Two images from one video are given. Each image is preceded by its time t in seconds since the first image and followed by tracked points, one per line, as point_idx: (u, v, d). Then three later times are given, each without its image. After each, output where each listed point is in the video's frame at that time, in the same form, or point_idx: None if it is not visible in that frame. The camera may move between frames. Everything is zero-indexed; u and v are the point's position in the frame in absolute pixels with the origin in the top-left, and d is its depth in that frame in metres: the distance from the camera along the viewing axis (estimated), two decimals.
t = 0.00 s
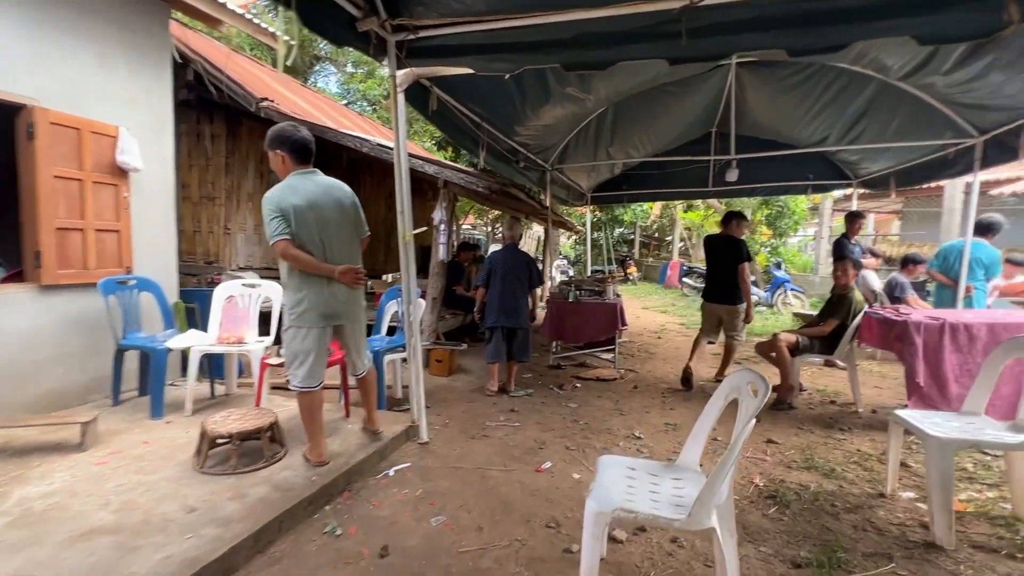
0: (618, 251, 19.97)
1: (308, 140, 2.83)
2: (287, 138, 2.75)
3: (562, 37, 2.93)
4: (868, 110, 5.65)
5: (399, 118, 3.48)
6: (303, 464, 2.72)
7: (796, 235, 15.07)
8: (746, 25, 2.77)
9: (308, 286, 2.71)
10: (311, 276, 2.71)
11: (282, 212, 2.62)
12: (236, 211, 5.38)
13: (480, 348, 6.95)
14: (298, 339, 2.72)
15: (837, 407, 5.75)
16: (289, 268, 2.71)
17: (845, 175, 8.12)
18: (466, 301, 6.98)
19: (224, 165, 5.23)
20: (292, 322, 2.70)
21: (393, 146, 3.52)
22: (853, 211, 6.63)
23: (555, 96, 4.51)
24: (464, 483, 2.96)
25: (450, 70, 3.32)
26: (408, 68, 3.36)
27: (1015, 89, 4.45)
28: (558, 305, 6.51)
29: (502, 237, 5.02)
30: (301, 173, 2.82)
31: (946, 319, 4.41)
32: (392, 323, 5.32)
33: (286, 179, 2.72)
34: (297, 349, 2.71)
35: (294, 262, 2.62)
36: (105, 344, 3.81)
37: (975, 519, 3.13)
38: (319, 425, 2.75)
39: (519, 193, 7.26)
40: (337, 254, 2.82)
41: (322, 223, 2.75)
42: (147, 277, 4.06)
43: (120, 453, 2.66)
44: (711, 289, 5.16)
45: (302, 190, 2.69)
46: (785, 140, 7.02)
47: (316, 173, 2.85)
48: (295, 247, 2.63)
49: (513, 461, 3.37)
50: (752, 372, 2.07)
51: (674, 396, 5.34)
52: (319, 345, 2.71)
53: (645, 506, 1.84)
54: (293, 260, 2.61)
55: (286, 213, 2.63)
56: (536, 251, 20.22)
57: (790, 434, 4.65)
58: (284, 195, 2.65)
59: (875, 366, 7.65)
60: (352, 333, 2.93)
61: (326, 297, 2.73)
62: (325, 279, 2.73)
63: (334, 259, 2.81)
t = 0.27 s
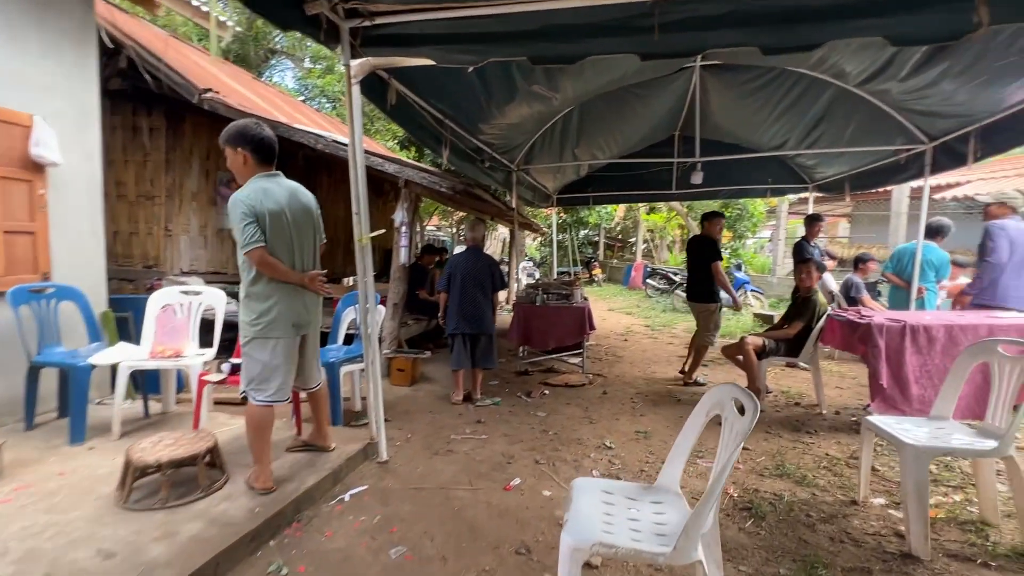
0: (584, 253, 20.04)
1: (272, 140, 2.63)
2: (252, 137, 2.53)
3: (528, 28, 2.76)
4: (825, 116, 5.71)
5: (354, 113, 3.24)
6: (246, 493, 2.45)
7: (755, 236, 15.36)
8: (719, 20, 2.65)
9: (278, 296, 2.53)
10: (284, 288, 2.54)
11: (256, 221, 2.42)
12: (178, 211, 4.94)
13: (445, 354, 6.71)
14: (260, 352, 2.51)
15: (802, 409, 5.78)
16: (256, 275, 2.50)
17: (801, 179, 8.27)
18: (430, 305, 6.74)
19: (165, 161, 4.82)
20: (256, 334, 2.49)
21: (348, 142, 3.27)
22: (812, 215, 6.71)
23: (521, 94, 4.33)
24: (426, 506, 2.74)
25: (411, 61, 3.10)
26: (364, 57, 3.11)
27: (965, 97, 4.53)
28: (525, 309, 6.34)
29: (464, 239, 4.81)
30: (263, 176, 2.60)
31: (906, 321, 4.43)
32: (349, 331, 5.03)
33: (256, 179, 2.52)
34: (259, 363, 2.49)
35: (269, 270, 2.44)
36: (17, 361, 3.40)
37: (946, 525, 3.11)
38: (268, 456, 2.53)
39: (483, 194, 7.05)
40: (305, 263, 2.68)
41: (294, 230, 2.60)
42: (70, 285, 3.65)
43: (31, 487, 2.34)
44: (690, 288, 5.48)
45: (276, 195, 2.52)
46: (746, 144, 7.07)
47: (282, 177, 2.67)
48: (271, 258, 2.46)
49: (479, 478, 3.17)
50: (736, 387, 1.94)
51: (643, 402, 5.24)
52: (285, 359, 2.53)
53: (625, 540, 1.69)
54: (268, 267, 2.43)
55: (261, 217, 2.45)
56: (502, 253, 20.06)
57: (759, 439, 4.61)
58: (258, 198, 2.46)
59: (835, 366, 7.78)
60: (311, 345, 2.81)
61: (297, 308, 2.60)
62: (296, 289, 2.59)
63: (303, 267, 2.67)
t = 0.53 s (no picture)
0: (553, 252, 20.02)
1: (255, 139, 2.72)
2: (238, 134, 2.62)
3: (497, 16, 2.63)
4: (789, 117, 5.76)
5: (314, 102, 3.05)
6: (192, 514, 2.26)
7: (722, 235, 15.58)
8: (694, 12, 2.57)
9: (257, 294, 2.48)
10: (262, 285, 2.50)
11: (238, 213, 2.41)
12: (122, 207, 4.63)
13: (413, 357, 6.52)
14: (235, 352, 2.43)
15: (770, 406, 5.83)
16: (234, 272, 2.44)
17: (766, 180, 8.38)
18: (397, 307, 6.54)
19: (108, 153, 4.48)
20: (232, 333, 2.41)
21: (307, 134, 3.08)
22: (777, 215, 6.77)
23: (491, 88, 4.19)
24: (391, 520, 2.59)
25: (373, 49, 2.93)
26: (323, 43, 2.92)
27: (923, 100, 4.61)
28: (496, 310, 6.20)
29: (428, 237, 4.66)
30: (244, 173, 2.67)
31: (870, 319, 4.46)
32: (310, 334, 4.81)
33: (239, 176, 2.52)
34: (235, 363, 2.42)
35: (252, 267, 2.40)
36: None
37: (914, 522, 3.12)
38: (235, 457, 2.41)
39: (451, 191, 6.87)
40: (282, 263, 2.65)
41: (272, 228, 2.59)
42: None
43: None
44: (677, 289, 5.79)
45: (258, 191, 2.53)
46: (713, 144, 7.11)
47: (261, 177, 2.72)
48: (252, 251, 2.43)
49: (447, 488, 3.02)
50: (717, 392, 1.85)
51: (615, 402, 5.17)
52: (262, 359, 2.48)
53: (605, 560, 1.59)
54: (252, 263, 2.39)
55: (245, 212, 2.43)
56: (472, 253, 19.92)
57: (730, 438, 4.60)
58: (242, 193, 2.44)
59: (801, 363, 7.90)
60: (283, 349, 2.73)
61: (276, 307, 2.55)
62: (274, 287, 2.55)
63: (279, 267, 2.64)
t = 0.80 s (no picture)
0: (526, 251, 19.94)
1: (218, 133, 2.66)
2: (202, 127, 2.56)
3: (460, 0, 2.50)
4: (756, 118, 5.79)
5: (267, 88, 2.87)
6: (127, 537, 2.07)
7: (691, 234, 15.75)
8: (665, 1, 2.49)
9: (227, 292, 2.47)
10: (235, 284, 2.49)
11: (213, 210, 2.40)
12: (63, 202, 4.31)
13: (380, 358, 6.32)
14: (205, 352, 2.41)
15: (740, 403, 5.85)
16: (205, 269, 2.41)
17: (733, 180, 8.45)
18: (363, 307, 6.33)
19: (44, 143, 4.15)
20: (206, 332, 2.39)
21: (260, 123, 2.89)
22: (744, 214, 6.82)
23: (458, 81, 4.06)
24: (350, 533, 2.45)
25: (330, 33, 2.75)
26: (277, 25, 2.72)
27: (885, 100, 4.67)
28: (466, 309, 6.05)
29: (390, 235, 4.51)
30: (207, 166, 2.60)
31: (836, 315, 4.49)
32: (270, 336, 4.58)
33: (209, 171, 2.49)
34: (204, 363, 2.40)
35: (228, 264, 2.40)
36: None
37: (884, 518, 3.11)
38: (203, 455, 2.45)
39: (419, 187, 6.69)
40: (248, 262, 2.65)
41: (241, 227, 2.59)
42: None
43: None
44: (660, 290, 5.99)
45: (229, 188, 2.53)
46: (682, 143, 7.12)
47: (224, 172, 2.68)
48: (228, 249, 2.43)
49: (412, 497, 2.88)
50: (693, 392, 1.77)
51: (587, 403, 5.10)
52: (232, 359, 2.47)
53: None
54: (228, 260, 2.39)
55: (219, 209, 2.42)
56: (444, 252, 19.70)
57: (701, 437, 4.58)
58: (216, 189, 2.43)
59: (769, 360, 7.99)
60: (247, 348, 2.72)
61: (246, 307, 2.55)
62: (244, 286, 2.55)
63: (245, 265, 2.62)
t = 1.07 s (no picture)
0: (498, 255, 19.75)
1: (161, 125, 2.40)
2: (143, 117, 2.30)
3: None
4: (726, 121, 5.75)
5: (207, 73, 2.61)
6: None
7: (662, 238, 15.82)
8: None
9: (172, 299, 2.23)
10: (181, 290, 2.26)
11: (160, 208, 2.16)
12: None
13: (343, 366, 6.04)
14: (148, 365, 2.17)
15: (713, 408, 5.77)
16: (149, 272, 2.17)
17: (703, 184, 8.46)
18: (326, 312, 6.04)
19: None
20: (149, 343, 2.15)
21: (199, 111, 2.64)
22: (714, 217, 6.77)
23: (423, 75, 3.86)
24: (299, 564, 2.22)
25: (278, 14, 2.53)
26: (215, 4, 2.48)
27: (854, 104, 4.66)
28: (434, 314, 5.83)
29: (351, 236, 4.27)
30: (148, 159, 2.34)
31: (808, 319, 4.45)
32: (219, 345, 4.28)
33: (155, 166, 2.25)
34: (148, 377, 2.16)
35: (177, 268, 2.17)
36: None
37: (861, 528, 3.03)
38: (145, 476, 2.22)
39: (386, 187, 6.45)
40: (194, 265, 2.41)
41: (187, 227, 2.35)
42: None
43: None
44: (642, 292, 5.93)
45: (176, 185, 2.29)
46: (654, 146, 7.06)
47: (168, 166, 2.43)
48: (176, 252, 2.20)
49: (369, 519, 2.67)
50: (669, 407, 1.62)
51: (558, 410, 4.94)
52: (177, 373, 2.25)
53: None
54: (177, 264, 2.17)
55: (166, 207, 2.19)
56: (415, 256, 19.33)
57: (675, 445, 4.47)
58: (164, 185, 2.20)
59: (740, 363, 7.99)
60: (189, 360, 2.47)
61: (191, 315, 2.32)
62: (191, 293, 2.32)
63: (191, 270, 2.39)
